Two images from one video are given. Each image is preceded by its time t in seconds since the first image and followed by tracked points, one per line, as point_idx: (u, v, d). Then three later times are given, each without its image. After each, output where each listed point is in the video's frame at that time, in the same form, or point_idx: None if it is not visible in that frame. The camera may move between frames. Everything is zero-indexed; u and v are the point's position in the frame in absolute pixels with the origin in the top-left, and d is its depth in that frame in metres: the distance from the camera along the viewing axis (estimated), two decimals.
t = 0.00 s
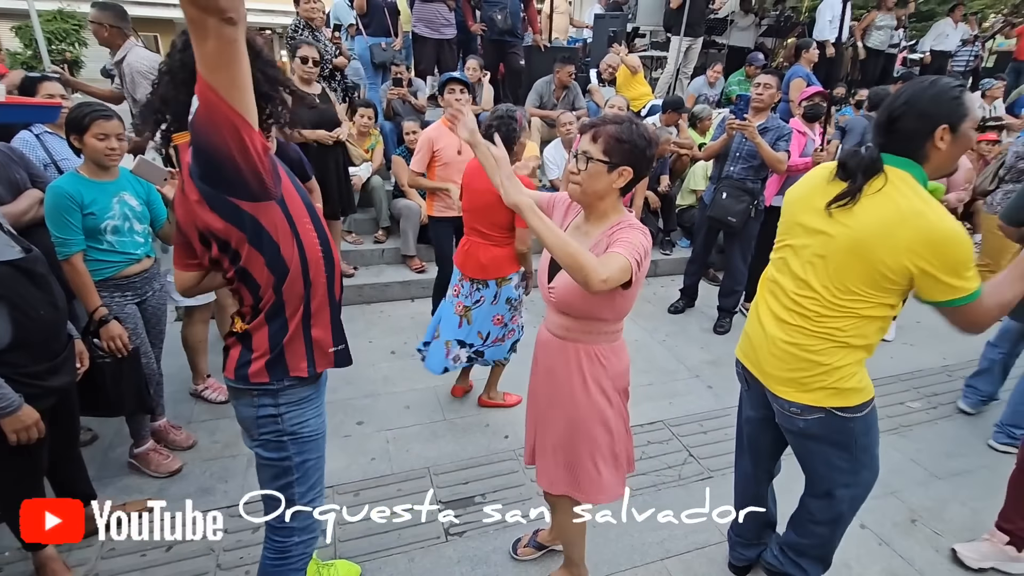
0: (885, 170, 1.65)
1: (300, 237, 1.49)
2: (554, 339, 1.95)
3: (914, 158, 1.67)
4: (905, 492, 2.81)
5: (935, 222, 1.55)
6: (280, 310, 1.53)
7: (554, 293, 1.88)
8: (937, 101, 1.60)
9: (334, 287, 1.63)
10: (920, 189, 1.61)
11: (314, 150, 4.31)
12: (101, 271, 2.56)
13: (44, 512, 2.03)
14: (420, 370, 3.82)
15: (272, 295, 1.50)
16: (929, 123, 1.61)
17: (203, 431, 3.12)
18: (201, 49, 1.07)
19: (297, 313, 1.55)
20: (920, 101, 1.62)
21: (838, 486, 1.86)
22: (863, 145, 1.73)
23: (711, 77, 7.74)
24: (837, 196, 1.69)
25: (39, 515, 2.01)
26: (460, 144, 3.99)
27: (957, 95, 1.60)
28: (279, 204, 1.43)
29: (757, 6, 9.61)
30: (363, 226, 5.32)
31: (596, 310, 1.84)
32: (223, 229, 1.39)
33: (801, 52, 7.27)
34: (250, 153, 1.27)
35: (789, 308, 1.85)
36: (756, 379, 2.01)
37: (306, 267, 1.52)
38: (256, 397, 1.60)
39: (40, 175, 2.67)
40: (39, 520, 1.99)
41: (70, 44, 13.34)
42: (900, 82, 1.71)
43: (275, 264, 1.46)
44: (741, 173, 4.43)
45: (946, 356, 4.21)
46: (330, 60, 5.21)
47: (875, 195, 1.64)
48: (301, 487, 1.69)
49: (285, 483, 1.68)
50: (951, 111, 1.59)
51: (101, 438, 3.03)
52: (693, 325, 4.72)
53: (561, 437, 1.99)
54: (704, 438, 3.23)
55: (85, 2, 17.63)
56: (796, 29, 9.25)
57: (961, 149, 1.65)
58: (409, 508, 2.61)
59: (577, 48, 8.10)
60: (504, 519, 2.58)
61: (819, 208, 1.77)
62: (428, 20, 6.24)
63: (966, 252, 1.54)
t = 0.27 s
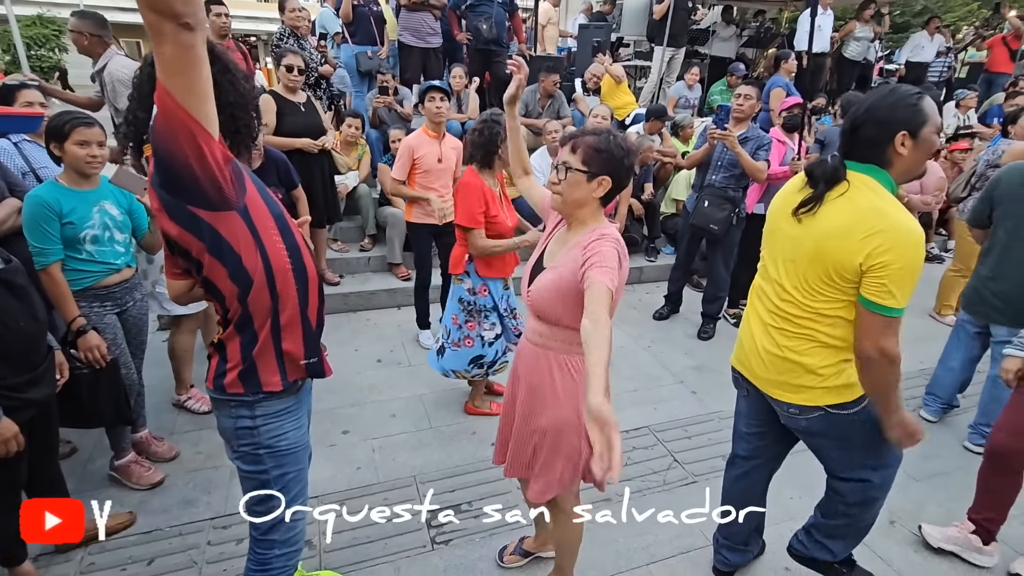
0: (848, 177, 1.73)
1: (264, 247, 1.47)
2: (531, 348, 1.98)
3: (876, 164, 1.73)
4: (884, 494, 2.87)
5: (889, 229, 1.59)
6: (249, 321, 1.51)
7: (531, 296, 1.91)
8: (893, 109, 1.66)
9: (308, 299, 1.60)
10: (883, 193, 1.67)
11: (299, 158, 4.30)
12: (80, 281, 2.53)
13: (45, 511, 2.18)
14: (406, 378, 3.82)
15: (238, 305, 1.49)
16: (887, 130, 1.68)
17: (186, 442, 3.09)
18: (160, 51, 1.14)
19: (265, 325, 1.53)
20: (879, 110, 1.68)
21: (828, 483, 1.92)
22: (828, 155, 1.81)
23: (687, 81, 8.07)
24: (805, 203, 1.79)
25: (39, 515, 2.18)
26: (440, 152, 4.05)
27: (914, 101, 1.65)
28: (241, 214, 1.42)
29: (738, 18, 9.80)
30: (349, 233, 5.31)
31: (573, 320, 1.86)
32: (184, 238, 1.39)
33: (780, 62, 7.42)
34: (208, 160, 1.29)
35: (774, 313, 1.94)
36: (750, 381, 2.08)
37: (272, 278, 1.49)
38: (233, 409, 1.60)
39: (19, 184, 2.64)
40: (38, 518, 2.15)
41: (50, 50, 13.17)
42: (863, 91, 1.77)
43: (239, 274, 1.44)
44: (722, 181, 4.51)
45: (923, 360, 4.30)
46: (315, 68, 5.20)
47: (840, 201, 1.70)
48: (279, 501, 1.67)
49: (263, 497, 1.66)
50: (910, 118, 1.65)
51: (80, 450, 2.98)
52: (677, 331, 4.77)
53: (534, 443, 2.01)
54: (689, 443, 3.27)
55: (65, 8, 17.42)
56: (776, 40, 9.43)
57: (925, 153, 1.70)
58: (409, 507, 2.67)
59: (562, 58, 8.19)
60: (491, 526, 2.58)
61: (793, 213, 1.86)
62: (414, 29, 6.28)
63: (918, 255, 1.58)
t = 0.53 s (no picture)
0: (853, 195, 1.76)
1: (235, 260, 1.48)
2: (523, 364, 2.02)
3: (878, 183, 1.76)
4: (872, 500, 2.90)
5: (906, 241, 1.63)
6: (229, 333, 1.54)
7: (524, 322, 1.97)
8: (893, 127, 1.69)
9: (289, 313, 1.61)
10: (890, 211, 1.71)
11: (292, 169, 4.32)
12: (71, 293, 2.54)
13: (45, 512, 2.23)
14: (399, 387, 3.83)
15: (216, 317, 1.51)
16: (886, 149, 1.71)
17: (178, 453, 3.08)
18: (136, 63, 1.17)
19: (245, 339, 1.56)
20: (876, 129, 1.72)
21: (814, 489, 1.95)
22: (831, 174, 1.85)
23: (673, 89, 8.28)
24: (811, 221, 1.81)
25: (40, 515, 2.22)
26: (429, 164, 4.08)
27: (913, 120, 1.68)
28: (217, 228, 1.44)
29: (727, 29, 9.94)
30: (342, 243, 5.33)
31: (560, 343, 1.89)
32: (160, 249, 1.42)
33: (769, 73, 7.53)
34: (178, 172, 1.31)
35: (789, 327, 1.94)
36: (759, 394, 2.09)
37: (249, 292, 1.51)
38: (218, 421, 1.63)
39: (13, 196, 2.65)
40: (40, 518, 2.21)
41: (43, 60, 13.17)
42: (862, 109, 1.80)
43: (215, 286, 1.46)
44: (712, 192, 4.56)
45: (911, 367, 4.35)
46: (308, 80, 5.23)
47: (845, 219, 1.73)
48: (269, 510, 1.69)
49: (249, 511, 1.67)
50: (906, 137, 1.68)
51: (71, 462, 2.97)
52: (669, 339, 4.81)
53: (520, 453, 2.06)
54: (680, 450, 3.29)
55: (58, 19, 17.44)
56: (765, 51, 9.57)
57: (926, 169, 1.73)
58: (408, 507, 2.74)
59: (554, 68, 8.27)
60: (482, 535, 2.59)
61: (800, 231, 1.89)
62: (407, 41, 6.34)
63: (921, 261, 1.64)
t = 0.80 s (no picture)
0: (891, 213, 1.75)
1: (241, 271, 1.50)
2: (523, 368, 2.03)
3: (918, 202, 1.76)
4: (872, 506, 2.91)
5: (948, 260, 1.63)
6: (235, 342, 1.55)
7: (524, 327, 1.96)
8: (932, 144, 1.68)
9: (293, 320, 1.62)
10: (928, 229, 1.69)
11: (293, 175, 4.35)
12: (74, 299, 2.55)
13: (45, 512, 2.23)
14: (400, 393, 3.84)
15: (222, 326, 1.53)
16: (923, 168, 1.70)
17: (179, 459, 3.09)
18: (136, 73, 1.19)
19: (250, 347, 1.57)
20: (914, 146, 1.71)
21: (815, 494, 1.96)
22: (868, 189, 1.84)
23: (670, 95, 8.34)
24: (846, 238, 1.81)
25: (40, 515, 2.22)
26: (429, 171, 4.11)
27: (953, 137, 1.66)
28: (221, 240, 1.46)
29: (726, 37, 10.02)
30: (343, 249, 5.35)
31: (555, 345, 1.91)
32: (162, 259, 1.44)
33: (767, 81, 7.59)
34: (177, 188, 1.33)
35: (827, 340, 1.95)
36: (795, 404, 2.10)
37: (254, 301, 1.52)
38: (220, 427, 1.64)
39: (17, 203, 2.67)
40: (39, 519, 2.22)
41: (45, 68, 13.23)
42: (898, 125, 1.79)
43: (217, 295, 1.48)
44: (711, 198, 4.59)
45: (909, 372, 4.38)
46: (309, 87, 5.27)
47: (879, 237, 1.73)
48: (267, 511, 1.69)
49: (250, 516, 1.68)
50: (944, 155, 1.67)
51: (72, 468, 2.97)
52: (669, 344, 4.82)
53: (522, 460, 2.06)
54: (681, 456, 3.30)
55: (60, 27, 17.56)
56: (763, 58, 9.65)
57: (966, 186, 1.71)
58: (409, 507, 2.78)
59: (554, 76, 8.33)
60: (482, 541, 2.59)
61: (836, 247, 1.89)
62: (408, 48, 6.39)
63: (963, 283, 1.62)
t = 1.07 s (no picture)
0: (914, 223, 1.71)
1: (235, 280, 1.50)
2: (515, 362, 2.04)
3: (942, 215, 1.72)
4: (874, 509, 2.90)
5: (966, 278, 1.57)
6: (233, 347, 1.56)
7: (517, 323, 1.98)
8: (962, 154, 1.64)
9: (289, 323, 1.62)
10: (947, 243, 1.65)
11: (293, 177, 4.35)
12: (75, 301, 2.55)
13: (45, 512, 2.22)
14: (400, 395, 3.84)
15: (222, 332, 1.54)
16: (951, 177, 1.67)
17: (179, 461, 3.08)
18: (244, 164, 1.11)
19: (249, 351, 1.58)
20: (941, 156, 1.67)
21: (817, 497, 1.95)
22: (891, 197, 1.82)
23: (668, 99, 8.35)
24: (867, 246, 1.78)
25: (39, 515, 2.21)
26: (429, 173, 4.11)
27: (984, 147, 1.62)
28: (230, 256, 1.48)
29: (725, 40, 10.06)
30: (343, 251, 5.36)
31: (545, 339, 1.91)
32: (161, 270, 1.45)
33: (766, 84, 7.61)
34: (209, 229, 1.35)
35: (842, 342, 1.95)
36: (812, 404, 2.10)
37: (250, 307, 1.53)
38: (219, 432, 1.64)
39: (18, 204, 2.67)
40: (40, 520, 2.21)
41: (45, 70, 13.28)
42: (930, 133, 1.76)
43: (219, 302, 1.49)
44: (712, 201, 4.60)
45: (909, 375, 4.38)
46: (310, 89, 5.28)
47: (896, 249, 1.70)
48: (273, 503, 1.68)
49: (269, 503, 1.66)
50: (973, 165, 1.63)
51: (72, 470, 2.97)
52: (670, 347, 4.82)
53: (523, 464, 2.06)
54: (681, 459, 3.30)
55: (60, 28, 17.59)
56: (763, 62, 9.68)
57: (997, 199, 1.66)
58: (408, 507, 2.79)
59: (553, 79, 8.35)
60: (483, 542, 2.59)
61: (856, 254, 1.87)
62: (408, 51, 6.40)
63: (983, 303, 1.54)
